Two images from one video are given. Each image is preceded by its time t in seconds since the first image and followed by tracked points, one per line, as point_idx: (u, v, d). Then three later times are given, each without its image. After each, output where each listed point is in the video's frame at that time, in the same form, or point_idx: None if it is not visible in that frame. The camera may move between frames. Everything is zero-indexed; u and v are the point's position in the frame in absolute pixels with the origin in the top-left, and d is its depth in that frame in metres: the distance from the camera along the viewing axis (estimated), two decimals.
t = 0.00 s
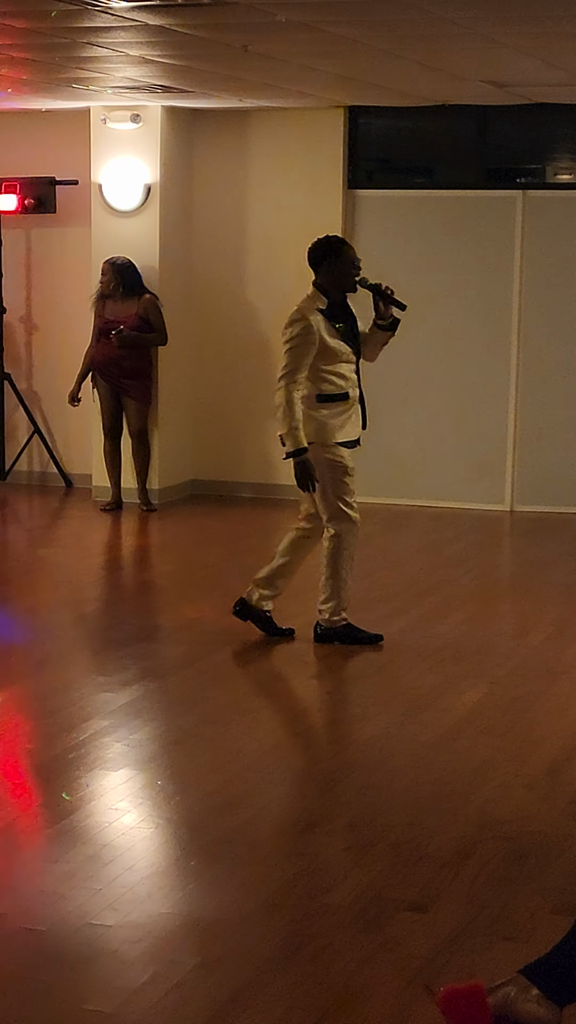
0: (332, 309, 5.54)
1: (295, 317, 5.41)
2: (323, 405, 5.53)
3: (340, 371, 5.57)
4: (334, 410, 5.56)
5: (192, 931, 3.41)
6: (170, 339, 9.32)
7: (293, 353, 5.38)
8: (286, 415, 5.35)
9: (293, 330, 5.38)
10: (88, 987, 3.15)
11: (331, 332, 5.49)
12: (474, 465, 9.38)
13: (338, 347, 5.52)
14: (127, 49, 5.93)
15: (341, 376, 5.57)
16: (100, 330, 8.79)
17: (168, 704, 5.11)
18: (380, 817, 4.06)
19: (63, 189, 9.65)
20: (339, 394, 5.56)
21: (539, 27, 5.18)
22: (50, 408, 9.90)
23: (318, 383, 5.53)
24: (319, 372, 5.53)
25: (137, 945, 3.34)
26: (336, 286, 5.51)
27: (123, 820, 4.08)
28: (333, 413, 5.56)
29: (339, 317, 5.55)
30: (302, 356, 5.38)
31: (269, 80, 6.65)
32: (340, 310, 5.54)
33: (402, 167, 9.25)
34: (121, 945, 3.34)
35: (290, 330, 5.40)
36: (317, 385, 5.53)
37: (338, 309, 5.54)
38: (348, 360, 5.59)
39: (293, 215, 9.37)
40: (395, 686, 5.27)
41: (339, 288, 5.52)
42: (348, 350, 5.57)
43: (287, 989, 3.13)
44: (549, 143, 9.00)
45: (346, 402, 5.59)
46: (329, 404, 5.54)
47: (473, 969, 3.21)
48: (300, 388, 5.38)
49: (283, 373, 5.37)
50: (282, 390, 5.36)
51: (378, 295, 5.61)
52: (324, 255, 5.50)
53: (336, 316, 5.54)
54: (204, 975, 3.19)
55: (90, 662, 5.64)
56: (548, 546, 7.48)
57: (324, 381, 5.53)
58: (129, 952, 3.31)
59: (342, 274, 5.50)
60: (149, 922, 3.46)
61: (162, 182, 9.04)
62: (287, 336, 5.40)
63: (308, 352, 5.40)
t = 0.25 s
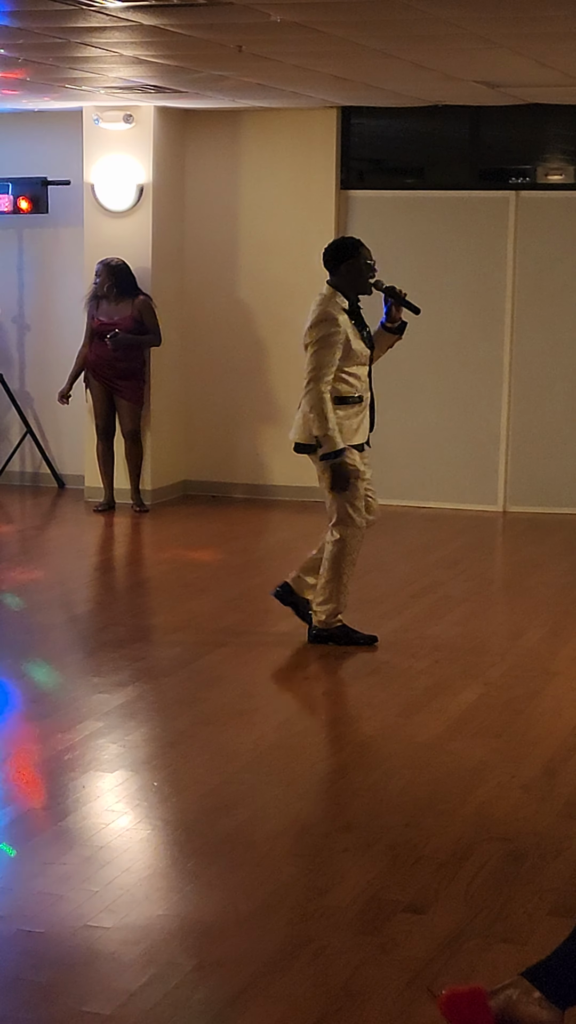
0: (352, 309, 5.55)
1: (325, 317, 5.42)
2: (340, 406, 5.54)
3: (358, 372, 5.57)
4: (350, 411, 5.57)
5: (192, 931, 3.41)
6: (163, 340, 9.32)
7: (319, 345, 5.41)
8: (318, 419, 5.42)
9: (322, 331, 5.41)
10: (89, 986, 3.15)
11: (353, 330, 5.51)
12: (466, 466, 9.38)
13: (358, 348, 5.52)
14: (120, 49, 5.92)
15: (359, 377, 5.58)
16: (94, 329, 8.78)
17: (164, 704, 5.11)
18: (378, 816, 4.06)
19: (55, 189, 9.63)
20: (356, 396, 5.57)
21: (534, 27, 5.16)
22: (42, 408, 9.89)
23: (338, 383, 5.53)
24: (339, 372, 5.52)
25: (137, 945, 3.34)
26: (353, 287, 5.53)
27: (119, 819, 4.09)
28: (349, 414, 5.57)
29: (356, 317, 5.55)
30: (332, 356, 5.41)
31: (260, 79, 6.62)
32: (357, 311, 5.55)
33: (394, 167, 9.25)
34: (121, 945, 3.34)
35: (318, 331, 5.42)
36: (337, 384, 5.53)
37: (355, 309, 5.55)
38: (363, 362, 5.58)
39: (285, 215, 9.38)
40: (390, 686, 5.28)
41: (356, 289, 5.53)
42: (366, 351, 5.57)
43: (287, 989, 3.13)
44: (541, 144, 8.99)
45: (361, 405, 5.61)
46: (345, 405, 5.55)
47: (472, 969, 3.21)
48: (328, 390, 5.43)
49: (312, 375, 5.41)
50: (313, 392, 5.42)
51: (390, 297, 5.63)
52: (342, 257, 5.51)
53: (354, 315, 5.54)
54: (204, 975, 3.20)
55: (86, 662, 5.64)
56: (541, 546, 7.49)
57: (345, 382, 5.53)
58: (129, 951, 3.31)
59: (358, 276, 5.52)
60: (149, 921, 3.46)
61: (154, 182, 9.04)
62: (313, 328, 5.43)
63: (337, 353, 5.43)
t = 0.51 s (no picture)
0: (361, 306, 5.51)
1: (335, 317, 5.35)
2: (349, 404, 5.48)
3: (364, 371, 5.53)
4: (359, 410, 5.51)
5: (192, 932, 3.42)
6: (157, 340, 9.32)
7: (333, 345, 5.34)
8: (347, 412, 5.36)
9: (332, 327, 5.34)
10: (89, 987, 3.16)
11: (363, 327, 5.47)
12: (460, 467, 9.38)
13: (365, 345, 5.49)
14: (114, 49, 5.90)
15: (365, 376, 5.53)
16: (89, 330, 8.77)
17: (161, 705, 5.11)
18: (375, 817, 4.07)
19: (49, 189, 9.63)
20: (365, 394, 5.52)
21: (531, 27, 5.15)
22: (35, 409, 9.88)
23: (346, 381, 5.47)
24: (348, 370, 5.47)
25: (137, 946, 3.35)
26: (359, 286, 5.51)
27: (116, 820, 4.09)
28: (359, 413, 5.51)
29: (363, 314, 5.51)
30: (345, 352, 5.35)
31: (256, 79, 6.61)
32: (363, 309, 5.52)
33: (388, 168, 9.24)
34: (121, 945, 3.35)
35: (328, 328, 5.35)
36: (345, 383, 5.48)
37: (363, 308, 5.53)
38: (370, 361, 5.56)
39: (279, 215, 9.38)
40: (386, 686, 5.28)
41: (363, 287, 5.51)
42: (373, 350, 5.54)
43: (287, 989, 3.13)
44: (534, 144, 9.00)
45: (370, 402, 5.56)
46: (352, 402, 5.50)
47: (471, 969, 3.21)
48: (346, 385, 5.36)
49: (330, 371, 5.34)
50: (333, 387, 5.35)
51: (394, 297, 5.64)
52: (347, 255, 5.50)
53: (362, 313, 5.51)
54: (204, 975, 3.20)
55: (82, 663, 5.64)
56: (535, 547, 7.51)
57: (354, 379, 5.49)
58: (129, 952, 3.32)
59: (364, 275, 5.50)
60: (148, 923, 3.46)
61: (149, 182, 9.03)
62: (324, 329, 5.36)
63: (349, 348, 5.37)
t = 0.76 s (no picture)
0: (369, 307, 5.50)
1: (345, 313, 5.35)
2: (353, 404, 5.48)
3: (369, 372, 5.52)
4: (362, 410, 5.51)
5: (187, 932, 3.41)
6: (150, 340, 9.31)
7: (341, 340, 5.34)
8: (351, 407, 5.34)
9: (342, 323, 5.34)
10: (85, 987, 3.15)
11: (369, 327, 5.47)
12: (454, 466, 9.38)
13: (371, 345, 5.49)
14: (109, 49, 5.90)
15: (370, 376, 5.53)
16: (80, 331, 8.76)
17: (155, 705, 5.11)
18: (370, 818, 4.07)
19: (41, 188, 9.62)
20: (369, 395, 5.52)
21: (524, 27, 5.15)
22: (28, 408, 9.87)
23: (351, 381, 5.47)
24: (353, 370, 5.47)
25: (132, 946, 3.34)
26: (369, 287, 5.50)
27: (110, 820, 4.09)
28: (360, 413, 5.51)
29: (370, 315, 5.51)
30: (353, 350, 5.35)
31: (250, 79, 6.62)
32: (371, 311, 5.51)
33: (380, 168, 9.24)
34: (116, 945, 3.35)
35: (337, 324, 5.36)
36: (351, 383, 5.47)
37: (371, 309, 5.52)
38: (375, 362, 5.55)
39: (271, 214, 9.37)
40: (380, 686, 5.28)
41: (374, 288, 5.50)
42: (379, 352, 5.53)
43: (282, 990, 3.13)
44: (527, 143, 8.98)
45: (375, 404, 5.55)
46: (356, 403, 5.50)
47: (467, 969, 3.21)
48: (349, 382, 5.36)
49: (337, 366, 5.34)
50: (341, 383, 5.33)
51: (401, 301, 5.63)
52: (358, 255, 5.48)
53: (368, 313, 5.50)
54: (201, 975, 3.20)
55: (75, 663, 5.63)
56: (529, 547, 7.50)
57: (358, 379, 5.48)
58: (124, 952, 3.32)
59: (374, 276, 5.49)
60: (143, 923, 3.46)
61: (141, 181, 9.02)
62: (334, 323, 5.35)
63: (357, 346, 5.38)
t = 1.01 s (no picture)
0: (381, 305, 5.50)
1: (356, 310, 5.36)
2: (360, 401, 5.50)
3: (380, 371, 5.54)
4: (367, 407, 5.54)
5: (180, 932, 3.41)
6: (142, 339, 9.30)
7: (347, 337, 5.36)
8: (343, 401, 5.36)
9: (354, 319, 5.34)
10: (78, 987, 3.14)
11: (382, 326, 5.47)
12: (447, 466, 9.37)
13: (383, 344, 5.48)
14: (106, 49, 5.91)
15: (380, 375, 5.55)
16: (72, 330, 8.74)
17: (148, 705, 5.10)
18: (364, 818, 4.06)
19: (34, 187, 9.62)
20: (376, 394, 5.54)
21: (518, 26, 5.16)
22: (20, 408, 9.86)
23: (361, 377, 5.50)
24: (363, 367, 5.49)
25: (126, 946, 3.34)
26: (382, 285, 5.50)
27: (103, 820, 4.08)
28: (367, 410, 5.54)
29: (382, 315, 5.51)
30: (360, 347, 5.36)
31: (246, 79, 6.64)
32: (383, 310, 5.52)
33: (371, 167, 9.21)
34: (110, 945, 3.34)
35: (349, 318, 5.37)
36: (360, 379, 5.50)
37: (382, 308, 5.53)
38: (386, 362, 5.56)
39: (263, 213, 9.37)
40: (373, 687, 5.27)
41: (386, 287, 5.50)
42: (390, 352, 5.54)
43: (276, 990, 3.13)
44: (519, 143, 8.98)
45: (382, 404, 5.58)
46: (364, 401, 5.52)
47: (461, 969, 3.20)
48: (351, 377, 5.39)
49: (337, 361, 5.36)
50: (341, 375, 5.36)
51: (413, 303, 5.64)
52: (373, 254, 5.48)
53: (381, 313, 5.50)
54: (195, 976, 3.19)
55: (69, 663, 5.62)
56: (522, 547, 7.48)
57: (368, 377, 5.50)
58: (118, 952, 3.31)
59: (386, 275, 5.49)
60: (136, 923, 3.45)
61: (134, 180, 9.01)
62: (342, 319, 5.37)
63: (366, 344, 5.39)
